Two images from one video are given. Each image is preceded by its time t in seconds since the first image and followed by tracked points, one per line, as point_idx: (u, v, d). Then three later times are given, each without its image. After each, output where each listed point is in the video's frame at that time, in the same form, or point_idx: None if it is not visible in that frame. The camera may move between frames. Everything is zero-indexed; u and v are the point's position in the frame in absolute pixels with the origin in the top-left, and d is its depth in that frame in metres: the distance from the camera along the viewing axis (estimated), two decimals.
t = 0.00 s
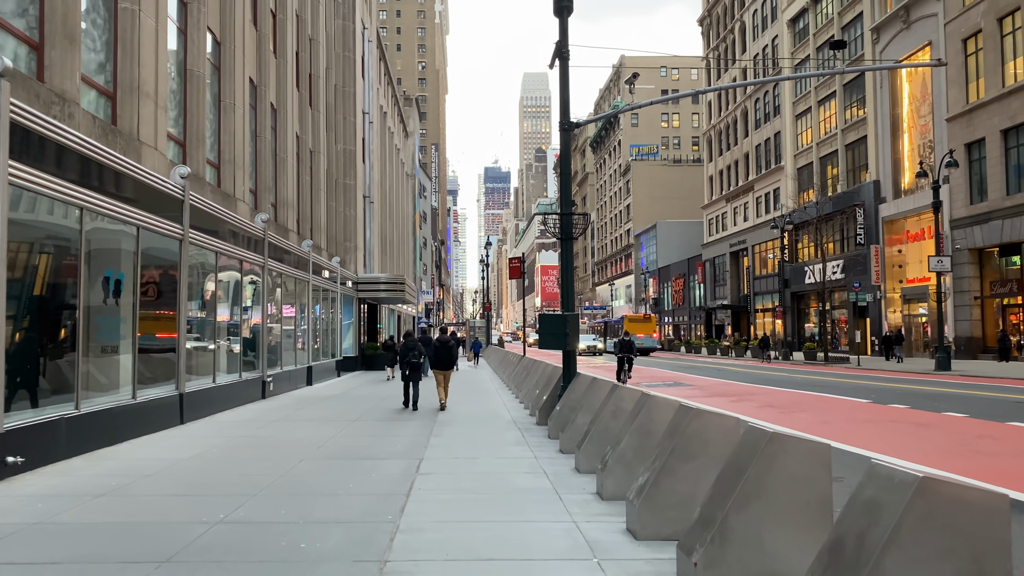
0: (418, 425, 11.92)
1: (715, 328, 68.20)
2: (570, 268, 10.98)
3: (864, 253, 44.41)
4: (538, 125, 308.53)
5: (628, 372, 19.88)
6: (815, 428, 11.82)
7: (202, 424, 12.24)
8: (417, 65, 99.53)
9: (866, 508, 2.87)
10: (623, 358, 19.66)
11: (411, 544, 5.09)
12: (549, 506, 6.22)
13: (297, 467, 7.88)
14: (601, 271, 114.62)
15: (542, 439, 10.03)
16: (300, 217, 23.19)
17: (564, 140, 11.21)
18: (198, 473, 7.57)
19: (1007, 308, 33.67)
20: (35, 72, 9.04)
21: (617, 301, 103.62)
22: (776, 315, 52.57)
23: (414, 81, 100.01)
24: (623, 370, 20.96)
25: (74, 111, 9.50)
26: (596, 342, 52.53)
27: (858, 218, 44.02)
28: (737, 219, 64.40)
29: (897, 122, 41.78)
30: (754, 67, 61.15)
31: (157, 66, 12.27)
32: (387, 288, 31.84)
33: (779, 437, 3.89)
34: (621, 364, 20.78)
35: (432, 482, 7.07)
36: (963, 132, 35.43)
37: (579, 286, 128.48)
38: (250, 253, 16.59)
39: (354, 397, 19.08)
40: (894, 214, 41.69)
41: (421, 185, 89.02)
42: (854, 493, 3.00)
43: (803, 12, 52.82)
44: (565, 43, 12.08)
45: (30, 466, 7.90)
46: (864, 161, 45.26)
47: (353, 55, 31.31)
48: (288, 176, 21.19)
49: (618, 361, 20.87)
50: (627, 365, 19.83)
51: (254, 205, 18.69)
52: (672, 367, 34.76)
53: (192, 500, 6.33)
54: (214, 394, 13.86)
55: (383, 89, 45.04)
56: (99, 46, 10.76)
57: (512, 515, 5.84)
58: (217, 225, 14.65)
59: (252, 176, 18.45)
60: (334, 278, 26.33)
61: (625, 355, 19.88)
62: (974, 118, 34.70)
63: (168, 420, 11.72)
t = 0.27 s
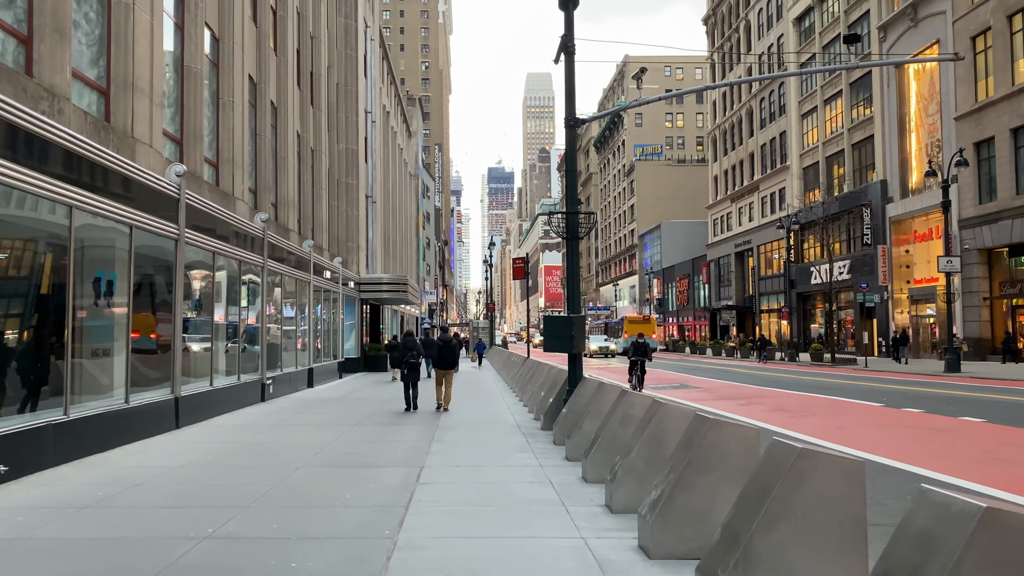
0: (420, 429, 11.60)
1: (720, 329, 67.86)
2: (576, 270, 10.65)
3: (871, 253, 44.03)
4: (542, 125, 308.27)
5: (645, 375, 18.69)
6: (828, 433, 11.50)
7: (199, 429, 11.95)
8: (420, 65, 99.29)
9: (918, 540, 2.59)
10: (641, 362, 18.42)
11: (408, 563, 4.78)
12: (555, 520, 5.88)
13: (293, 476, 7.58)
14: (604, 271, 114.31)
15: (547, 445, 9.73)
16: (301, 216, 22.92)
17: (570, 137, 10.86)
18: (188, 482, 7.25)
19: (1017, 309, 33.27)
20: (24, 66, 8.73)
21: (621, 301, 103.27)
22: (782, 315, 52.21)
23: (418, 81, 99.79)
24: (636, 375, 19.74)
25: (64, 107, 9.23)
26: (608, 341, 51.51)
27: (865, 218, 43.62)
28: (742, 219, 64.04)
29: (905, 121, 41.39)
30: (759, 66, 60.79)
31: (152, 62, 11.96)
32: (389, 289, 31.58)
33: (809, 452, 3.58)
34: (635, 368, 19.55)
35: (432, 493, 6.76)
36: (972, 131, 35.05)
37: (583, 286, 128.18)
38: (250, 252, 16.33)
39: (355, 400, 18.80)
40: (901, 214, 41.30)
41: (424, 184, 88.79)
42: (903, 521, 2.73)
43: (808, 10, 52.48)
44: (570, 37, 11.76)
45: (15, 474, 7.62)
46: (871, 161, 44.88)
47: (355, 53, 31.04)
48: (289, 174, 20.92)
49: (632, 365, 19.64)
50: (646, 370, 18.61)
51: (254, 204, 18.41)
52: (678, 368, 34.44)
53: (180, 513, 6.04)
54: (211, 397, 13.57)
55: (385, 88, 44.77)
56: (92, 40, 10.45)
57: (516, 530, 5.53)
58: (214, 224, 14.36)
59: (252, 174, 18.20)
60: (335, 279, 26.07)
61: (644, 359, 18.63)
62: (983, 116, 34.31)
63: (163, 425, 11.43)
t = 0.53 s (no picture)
0: (421, 429, 11.31)
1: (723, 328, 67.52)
2: (582, 266, 10.37)
3: (876, 251, 43.69)
4: (545, 125, 307.89)
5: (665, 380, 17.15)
6: (839, 434, 11.22)
7: (195, 429, 11.69)
8: (422, 64, 99.02)
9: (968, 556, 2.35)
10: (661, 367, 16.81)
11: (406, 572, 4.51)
12: (562, 526, 5.60)
13: (289, 478, 7.31)
14: (607, 271, 114.00)
15: (553, 446, 9.45)
16: (302, 214, 22.65)
17: (576, 130, 10.56)
18: (179, 484, 6.99)
19: None
20: (13, 54, 8.43)
21: (624, 300, 102.89)
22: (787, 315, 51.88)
23: (420, 80, 99.54)
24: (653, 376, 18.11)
25: (54, 97, 8.96)
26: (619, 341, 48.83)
27: (870, 216, 43.27)
28: (745, 218, 63.73)
29: (911, 119, 41.03)
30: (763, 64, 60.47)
31: (147, 52, 11.65)
32: (391, 287, 31.30)
33: (839, 456, 3.31)
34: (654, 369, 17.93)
35: (433, 497, 6.49)
36: (979, 128, 34.69)
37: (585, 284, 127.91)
38: (249, 249, 16.08)
39: (356, 399, 18.52)
40: (907, 212, 40.96)
41: (427, 183, 88.52)
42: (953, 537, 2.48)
43: (813, 8, 52.15)
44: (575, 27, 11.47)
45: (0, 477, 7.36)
46: (876, 159, 44.53)
47: (357, 50, 30.77)
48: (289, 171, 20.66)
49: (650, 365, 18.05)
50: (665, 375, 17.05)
51: (253, 200, 18.14)
52: (682, 368, 34.12)
53: (168, 517, 5.77)
54: (208, 397, 13.31)
55: (387, 86, 44.52)
56: (85, 29, 10.15)
57: (521, 537, 5.26)
58: (212, 220, 14.08)
59: (251, 170, 17.94)
60: (336, 277, 25.82)
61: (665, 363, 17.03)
62: (990, 113, 33.95)
63: (158, 425, 11.18)
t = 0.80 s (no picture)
0: (421, 434, 10.99)
1: (726, 329, 67.21)
2: (586, 267, 10.07)
3: (881, 252, 43.36)
4: (546, 125, 307.82)
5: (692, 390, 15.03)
6: (850, 438, 10.93)
7: (190, 434, 11.40)
8: (424, 64, 98.75)
9: None
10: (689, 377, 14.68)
11: None
12: (569, 541, 5.29)
13: (283, 487, 7.04)
14: (609, 271, 113.70)
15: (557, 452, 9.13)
16: (301, 214, 22.34)
17: (580, 126, 10.24)
18: (166, 494, 6.68)
19: None
20: None
21: (626, 300, 102.49)
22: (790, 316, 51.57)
23: (421, 80, 99.22)
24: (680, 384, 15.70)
25: (41, 92, 8.66)
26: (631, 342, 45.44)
27: (874, 216, 42.95)
28: (748, 218, 63.43)
29: (916, 118, 40.66)
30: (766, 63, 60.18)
31: (141, 47, 11.34)
32: (392, 288, 30.97)
33: (881, 476, 3.02)
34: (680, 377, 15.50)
35: (433, 509, 6.20)
36: (986, 127, 34.35)
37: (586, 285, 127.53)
38: (246, 249, 15.76)
39: (355, 401, 18.24)
40: (913, 212, 40.60)
41: (428, 183, 88.24)
42: None
43: (817, 6, 51.82)
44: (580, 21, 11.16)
45: None
46: (881, 158, 44.20)
47: (358, 48, 30.49)
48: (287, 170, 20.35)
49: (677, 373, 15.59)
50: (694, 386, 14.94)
51: (252, 200, 17.86)
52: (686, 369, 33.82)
53: (153, 532, 5.48)
54: (204, 399, 13.02)
55: (388, 85, 44.21)
56: (75, 23, 9.84)
57: (526, 554, 4.96)
58: (208, 219, 13.77)
59: (249, 169, 17.65)
60: (337, 277, 25.55)
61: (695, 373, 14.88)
62: (997, 112, 33.61)
63: (150, 429, 10.88)
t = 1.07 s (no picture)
0: (418, 435, 10.68)
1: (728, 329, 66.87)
2: (589, 262, 9.76)
3: (884, 250, 43.04)
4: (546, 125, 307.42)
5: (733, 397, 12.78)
6: (860, 439, 10.65)
7: (181, 434, 11.12)
8: (424, 63, 98.46)
9: None
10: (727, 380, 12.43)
11: None
12: (572, 549, 5.00)
13: (272, 491, 6.76)
14: (610, 270, 113.41)
15: (559, 454, 8.83)
16: (299, 211, 22.05)
17: (583, 116, 9.94)
18: (149, 499, 6.39)
19: None
20: None
21: (627, 300, 102.16)
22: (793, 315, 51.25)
23: (422, 79, 98.90)
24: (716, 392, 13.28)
25: (25, 80, 8.38)
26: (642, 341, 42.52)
27: (878, 215, 42.63)
28: (750, 217, 63.14)
29: (920, 116, 40.34)
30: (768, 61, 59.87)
31: (131, 37, 11.04)
32: (391, 287, 30.65)
33: (922, 485, 2.73)
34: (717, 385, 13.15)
35: (429, 514, 5.92)
36: (991, 125, 34.02)
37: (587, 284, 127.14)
38: (241, 246, 15.45)
39: (353, 401, 17.95)
40: (917, 210, 40.28)
41: (428, 182, 87.92)
42: None
43: (820, 4, 51.48)
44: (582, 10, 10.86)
45: None
46: (884, 156, 43.88)
47: (357, 45, 30.20)
48: (284, 166, 20.05)
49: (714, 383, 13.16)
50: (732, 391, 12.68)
51: (248, 196, 17.57)
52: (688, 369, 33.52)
53: (131, 539, 5.20)
54: (196, 399, 12.72)
55: (388, 82, 43.90)
56: (62, 10, 9.54)
57: (526, 564, 4.66)
58: (202, 214, 13.48)
59: (246, 164, 17.37)
60: (335, 275, 25.26)
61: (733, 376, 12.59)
62: (1002, 109, 33.26)
63: (140, 429, 10.59)
